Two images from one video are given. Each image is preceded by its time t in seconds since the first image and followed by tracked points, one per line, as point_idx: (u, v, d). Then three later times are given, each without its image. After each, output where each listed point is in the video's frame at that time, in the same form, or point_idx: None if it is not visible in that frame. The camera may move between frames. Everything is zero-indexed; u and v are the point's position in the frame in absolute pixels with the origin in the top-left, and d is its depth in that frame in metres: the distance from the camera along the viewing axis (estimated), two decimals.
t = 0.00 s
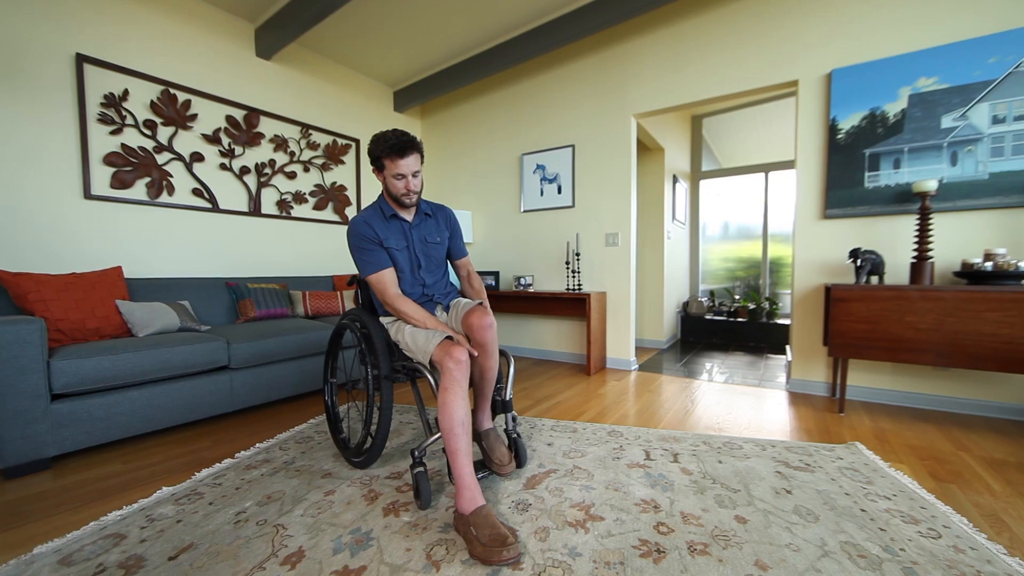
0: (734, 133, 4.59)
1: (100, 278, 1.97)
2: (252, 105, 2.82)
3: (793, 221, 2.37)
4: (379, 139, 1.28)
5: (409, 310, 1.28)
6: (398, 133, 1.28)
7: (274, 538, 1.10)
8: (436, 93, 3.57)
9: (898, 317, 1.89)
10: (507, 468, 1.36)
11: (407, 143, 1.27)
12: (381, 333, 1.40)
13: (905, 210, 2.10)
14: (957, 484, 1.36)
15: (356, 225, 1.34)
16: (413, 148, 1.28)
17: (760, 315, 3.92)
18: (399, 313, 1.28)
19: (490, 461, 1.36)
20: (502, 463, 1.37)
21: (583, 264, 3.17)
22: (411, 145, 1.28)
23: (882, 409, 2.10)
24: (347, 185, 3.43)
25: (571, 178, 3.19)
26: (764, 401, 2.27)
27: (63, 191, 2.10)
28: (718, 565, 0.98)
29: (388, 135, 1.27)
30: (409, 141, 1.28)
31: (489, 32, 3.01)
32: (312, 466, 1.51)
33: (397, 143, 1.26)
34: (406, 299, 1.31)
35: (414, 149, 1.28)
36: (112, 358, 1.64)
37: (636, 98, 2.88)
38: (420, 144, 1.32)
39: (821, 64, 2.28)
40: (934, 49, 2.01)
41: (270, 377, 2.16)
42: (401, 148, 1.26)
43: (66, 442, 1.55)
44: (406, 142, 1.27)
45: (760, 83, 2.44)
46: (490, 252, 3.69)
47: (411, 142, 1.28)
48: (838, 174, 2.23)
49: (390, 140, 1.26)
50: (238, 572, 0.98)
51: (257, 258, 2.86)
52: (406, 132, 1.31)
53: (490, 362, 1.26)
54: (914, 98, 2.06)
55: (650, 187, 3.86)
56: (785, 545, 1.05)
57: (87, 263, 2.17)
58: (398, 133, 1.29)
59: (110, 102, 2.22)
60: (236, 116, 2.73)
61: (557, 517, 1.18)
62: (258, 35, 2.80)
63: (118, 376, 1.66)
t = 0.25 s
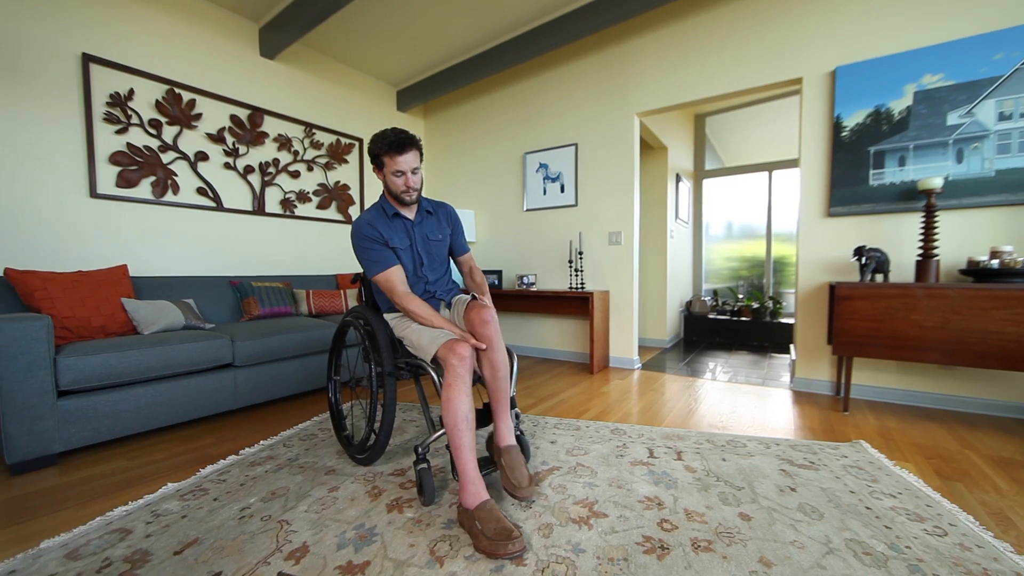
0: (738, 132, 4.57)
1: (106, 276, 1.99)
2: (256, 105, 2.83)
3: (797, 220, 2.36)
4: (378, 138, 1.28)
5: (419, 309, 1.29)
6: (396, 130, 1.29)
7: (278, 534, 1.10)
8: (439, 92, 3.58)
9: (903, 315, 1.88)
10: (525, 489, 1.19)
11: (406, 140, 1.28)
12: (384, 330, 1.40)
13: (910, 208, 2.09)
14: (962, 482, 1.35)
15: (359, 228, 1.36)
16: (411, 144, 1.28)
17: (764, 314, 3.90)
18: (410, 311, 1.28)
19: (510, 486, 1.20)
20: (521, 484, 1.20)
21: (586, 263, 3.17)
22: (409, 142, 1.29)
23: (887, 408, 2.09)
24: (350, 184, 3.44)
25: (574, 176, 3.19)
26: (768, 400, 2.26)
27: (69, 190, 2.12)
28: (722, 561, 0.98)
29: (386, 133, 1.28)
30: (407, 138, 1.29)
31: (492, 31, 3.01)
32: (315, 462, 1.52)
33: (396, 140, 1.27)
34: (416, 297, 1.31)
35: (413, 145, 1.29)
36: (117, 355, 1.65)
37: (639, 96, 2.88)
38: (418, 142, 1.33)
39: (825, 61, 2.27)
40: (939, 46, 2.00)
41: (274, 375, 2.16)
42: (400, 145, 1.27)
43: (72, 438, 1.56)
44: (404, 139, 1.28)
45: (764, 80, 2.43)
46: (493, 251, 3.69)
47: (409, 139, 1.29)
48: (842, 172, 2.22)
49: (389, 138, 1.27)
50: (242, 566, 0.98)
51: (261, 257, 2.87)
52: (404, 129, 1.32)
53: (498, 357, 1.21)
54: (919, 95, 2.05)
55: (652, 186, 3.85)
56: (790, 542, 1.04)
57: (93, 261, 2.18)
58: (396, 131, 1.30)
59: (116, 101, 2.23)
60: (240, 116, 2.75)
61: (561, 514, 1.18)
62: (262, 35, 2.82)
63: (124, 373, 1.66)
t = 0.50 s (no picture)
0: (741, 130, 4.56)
1: (111, 274, 2.00)
2: (259, 103, 2.85)
3: (801, 217, 2.35)
4: (380, 134, 1.29)
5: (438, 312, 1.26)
6: (399, 126, 1.29)
7: (282, 528, 1.10)
8: (442, 91, 3.58)
9: (908, 313, 1.87)
10: (554, 506, 1.08)
11: (407, 134, 1.28)
12: (387, 327, 1.40)
13: (914, 205, 2.08)
14: (968, 480, 1.34)
15: (368, 228, 1.35)
16: (412, 139, 1.29)
17: (767, 313, 3.87)
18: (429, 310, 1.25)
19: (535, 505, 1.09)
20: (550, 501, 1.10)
21: (588, 261, 3.17)
22: (410, 137, 1.29)
23: (892, 406, 2.08)
24: (353, 183, 3.45)
25: (576, 175, 3.18)
26: (771, 398, 2.25)
27: (75, 188, 2.13)
28: (725, 556, 0.98)
29: (388, 127, 1.28)
30: (410, 133, 1.29)
31: (494, 29, 3.01)
32: (319, 458, 1.52)
33: (397, 134, 1.27)
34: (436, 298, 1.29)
35: (414, 140, 1.29)
36: (123, 351, 1.66)
37: (642, 94, 2.87)
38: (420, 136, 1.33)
39: (829, 58, 2.26)
40: (944, 42, 1.99)
41: (278, 372, 2.17)
42: (401, 139, 1.27)
43: (78, 434, 1.58)
44: (405, 133, 1.28)
45: (767, 77, 2.43)
46: (495, 250, 3.69)
47: (410, 134, 1.29)
48: (846, 169, 2.21)
49: (390, 132, 1.27)
50: (247, 560, 0.99)
51: (264, 255, 2.88)
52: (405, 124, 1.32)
53: (510, 368, 1.19)
54: (924, 91, 2.04)
55: (655, 184, 3.84)
56: (793, 538, 1.04)
57: (98, 259, 2.20)
58: (398, 126, 1.30)
59: (121, 100, 2.25)
60: (243, 115, 2.76)
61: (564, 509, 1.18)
62: (266, 34, 2.83)
63: (129, 369, 1.68)
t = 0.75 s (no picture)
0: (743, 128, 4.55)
1: (115, 271, 2.01)
2: (262, 102, 2.86)
3: (804, 214, 2.35)
4: (392, 129, 1.30)
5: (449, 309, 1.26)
6: (411, 121, 1.30)
7: (285, 523, 1.11)
8: (444, 89, 3.59)
9: (912, 310, 1.86)
10: (559, 519, 1.03)
11: (419, 130, 1.29)
12: (390, 323, 1.40)
13: (918, 202, 2.07)
14: (972, 477, 1.34)
15: (380, 224, 1.33)
16: (424, 134, 1.29)
17: (770, 312, 3.87)
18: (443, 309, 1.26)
19: (539, 518, 1.04)
20: (553, 514, 1.05)
21: (590, 259, 3.17)
22: (422, 132, 1.30)
23: (895, 404, 2.07)
24: (356, 182, 3.46)
25: (578, 173, 3.18)
26: (774, 396, 2.24)
27: (79, 186, 2.14)
28: (728, 551, 0.98)
29: (400, 123, 1.29)
30: (421, 129, 1.30)
31: (496, 28, 3.01)
32: (321, 454, 1.53)
33: (409, 129, 1.28)
34: (449, 297, 1.28)
35: (425, 135, 1.30)
36: (126, 348, 1.67)
37: (644, 92, 2.87)
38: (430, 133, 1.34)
39: (832, 55, 2.25)
40: (948, 38, 1.98)
41: (280, 370, 2.18)
42: (414, 134, 1.28)
43: (83, 430, 1.59)
44: (418, 128, 1.29)
45: (770, 74, 2.42)
46: (497, 248, 3.69)
47: (421, 129, 1.30)
48: (849, 166, 2.20)
49: (402, 127, 1.28)
50: (249, 553, 0.99)
51: (267, 253, 2.89)
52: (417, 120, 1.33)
53: (515, 379, 1.15)
54: (928, 88, 2.03)
55: (657, 183, 3.83)
56: (796, 534, 1.04)
57: (102, 257, 2.21)
58: (410, 122, 1.31)
59: (125, 98, 2.26)
60: (246, 113, 2.77)
61: (566, 505, 1.18)
62: (269, 33, 2.84)
63: (133, 365, 1.68)
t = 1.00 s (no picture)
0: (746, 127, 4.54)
1: (119, 268, 2.02)
2: (265, 101, 2.87)
3: (807, 212, 2.34)
4: (407, 124, 1.29)
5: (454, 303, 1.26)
6: (427, 118, 1.29)
7: (287, 518, 1.11)
8: (446, 88, 3.59)
9: (915, 308, 1.85)
10: (560, 518, 1.03)
11: (435, 127, 1.28)
12: (392, 319, 1.41)
13: (922, 199, 2.06)
14: (976, 475, 1.33)
15: (388, 218, 1.33)
16: (438, 132, 1.29)
17: (772, 311, 3.86)
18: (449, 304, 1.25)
19: (540, 517, 1.04)
20: (555, 513, 1.04)
21: (592, 258, 3.16)
22: (438, 130, 1.29)
23: (898, 402, 2.06)
24: (358, 180, 3.47)
25: (580, 171, 3.18)
26: (777, 395, 2.24)
27: (84, 184, 2.16)
28: (730, 547, 0.98)
29: (416, 119, 1.28)
30: (437, 127, 1.30)
31: (498, 26, 3.01)
32: (324, 451, 1.53)
33: (425, 126, 1.27)
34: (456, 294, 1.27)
35: (440, 133, 1.29)
36: (130, 345, 1.68)
37: (647, 90, 2.86)
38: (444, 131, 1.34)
39: (835, 52, 2.25)
40: (952, 35, 1.97)
41: (283, 367, 2.19)
42: (430, 131, 1.27)
43: (87, 426, 1.59)
44: (434, 126, 1.28)
45: (772, 72, 2.41)
46: (499, 247, 3.69)
47: (437, 127, 1.29)
48: (852, 163, 2.20)
49: (418, 124, 1.27)
50: (252, 548, 0.99)
51: (270, 252, 2.90)
52: (432, 118, 1.32)
53: (517, 379, 1.15)
54: (932, 85, 2.02)
55: (660, 182, 3.83)
56: (799, 530, 1.03)
57: (106, 254, 2.22)
58: (426, 118, 1.30)
59: (129, 97, 2.27)
60: (249, 112, 2.78)
61: (568, 501, 1.18)
62: (272, 32, 2.85)
63: (137, 362, 1.69)
